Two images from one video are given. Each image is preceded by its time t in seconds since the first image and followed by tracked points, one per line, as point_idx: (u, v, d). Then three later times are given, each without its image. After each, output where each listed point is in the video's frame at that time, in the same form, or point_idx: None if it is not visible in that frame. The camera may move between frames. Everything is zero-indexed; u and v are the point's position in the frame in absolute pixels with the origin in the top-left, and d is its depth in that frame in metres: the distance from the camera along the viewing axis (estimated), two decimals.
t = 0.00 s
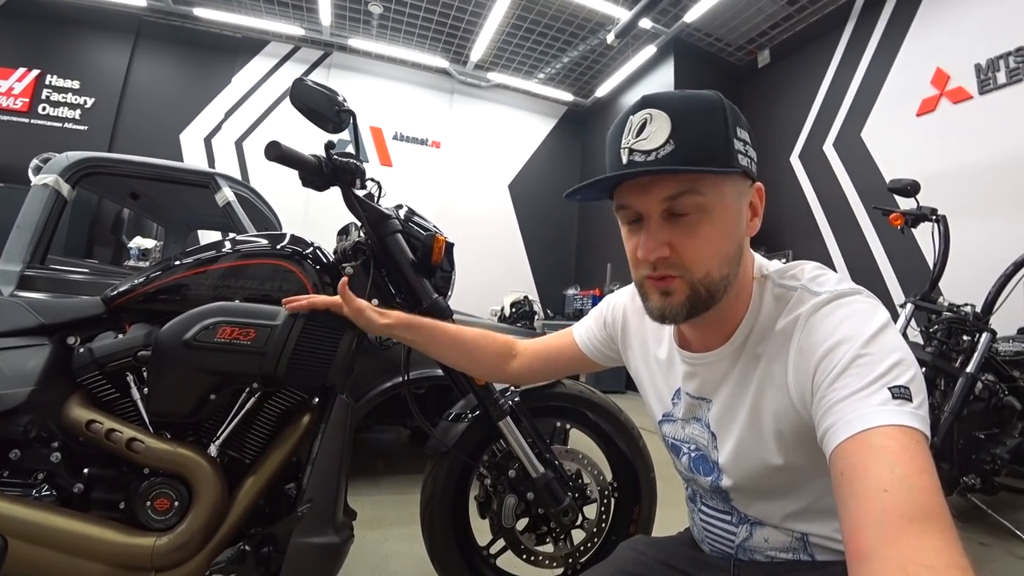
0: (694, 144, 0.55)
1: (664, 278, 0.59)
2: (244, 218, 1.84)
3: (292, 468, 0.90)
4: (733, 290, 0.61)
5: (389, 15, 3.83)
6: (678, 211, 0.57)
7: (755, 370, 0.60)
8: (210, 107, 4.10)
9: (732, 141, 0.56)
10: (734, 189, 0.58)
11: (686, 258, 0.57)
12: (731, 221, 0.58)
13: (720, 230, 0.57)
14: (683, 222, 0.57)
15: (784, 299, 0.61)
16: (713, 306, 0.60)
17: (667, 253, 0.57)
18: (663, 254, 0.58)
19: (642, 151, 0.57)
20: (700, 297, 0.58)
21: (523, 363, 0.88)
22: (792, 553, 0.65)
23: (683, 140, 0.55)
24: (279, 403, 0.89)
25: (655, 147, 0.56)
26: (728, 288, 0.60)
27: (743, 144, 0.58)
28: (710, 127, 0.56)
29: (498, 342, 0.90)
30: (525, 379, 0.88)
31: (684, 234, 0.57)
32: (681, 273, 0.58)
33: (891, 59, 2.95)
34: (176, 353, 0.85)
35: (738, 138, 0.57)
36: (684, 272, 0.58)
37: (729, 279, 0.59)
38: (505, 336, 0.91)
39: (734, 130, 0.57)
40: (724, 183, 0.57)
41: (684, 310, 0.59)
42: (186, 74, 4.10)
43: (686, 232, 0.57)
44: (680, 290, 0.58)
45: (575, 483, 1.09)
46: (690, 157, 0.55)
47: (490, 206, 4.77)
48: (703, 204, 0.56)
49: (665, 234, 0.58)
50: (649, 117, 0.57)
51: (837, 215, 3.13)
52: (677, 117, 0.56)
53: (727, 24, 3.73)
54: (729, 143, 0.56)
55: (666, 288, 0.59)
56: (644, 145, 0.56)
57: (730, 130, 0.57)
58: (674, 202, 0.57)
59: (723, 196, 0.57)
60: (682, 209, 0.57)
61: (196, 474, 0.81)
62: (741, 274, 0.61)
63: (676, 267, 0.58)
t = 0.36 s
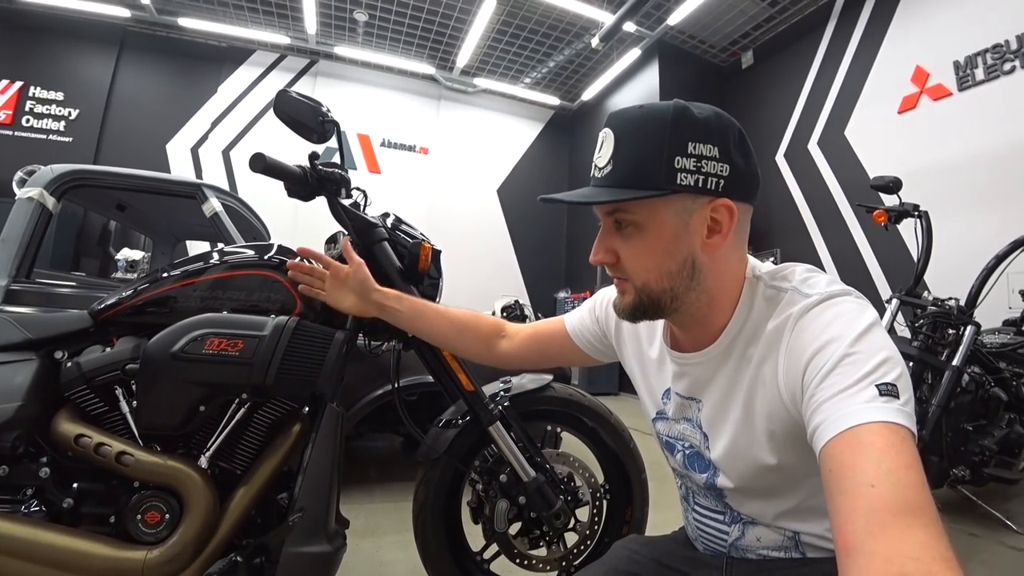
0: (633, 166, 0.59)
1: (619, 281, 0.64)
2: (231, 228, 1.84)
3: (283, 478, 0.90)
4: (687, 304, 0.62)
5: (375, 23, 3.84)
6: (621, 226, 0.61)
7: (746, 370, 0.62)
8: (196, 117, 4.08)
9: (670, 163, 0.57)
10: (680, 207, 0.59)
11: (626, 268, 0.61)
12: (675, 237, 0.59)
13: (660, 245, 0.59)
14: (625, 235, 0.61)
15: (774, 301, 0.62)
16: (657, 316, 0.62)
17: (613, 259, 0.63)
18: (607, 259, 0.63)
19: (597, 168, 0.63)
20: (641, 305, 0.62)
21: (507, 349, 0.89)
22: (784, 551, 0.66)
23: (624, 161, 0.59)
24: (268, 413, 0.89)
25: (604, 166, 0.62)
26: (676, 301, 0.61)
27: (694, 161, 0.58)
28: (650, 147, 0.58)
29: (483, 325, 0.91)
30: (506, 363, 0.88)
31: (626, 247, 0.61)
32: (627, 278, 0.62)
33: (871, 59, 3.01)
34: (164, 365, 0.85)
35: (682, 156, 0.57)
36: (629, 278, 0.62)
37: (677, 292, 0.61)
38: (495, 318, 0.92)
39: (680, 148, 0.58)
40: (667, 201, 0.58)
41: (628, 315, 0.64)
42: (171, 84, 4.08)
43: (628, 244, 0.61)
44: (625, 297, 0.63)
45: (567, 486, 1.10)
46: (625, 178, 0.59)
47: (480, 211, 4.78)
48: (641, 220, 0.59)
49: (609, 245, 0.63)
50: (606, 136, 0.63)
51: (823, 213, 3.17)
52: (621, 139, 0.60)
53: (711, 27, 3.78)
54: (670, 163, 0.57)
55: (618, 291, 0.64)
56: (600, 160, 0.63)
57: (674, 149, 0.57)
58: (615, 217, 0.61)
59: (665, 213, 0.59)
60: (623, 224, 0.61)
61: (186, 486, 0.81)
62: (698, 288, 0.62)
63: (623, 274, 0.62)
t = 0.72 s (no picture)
0: (610, 182, 0.59)
1: (602, 295, 0.65)
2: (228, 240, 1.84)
3: (280, 490, 0.90)
4: (670, 317, 0.62)
5: (369, 33, 3.87)
6: (601, 240, 0.62)
7: (737, 379, 0.62)
8: (192, 129, 4.10)
9: (648, 178, 0.57)
10: (659, 221, 0.59)
11: (609, 282, 0.62)
12: (655, 252, 0.59)
13: (640, 260, 0.60)
14: (605, 250, 0.62)
15: (762, 308, 0.62)
16: (640, 330, 0.63)
17: (596, 274, 0.63)
18: (589, 274, 0.63)
19: (579, 184, 0.64)
20: (623, 320, 0.62)
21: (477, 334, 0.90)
22: (785, 559, 0.66)
23: (601, 178, 0.60)
24: (264, 426, 0.88)
25: (585, 182, 0.62)
26: (659, 316, 0.62)
27: (672, 176, 0.58)
28: (626, 163, 0.58)
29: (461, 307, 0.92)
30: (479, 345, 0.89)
31: (606, 261, 0.62)
32: (609, 293, 0.63)
33: (863, 62, 3.04)
34: (159, 379, 0.85)
35: (660, 170, 0.58)
36: (612, 293, 0.62)
37: (659, 306, 0.61)
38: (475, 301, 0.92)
39: (658, 163, 0.58)
40: (646, 217, 0.59)
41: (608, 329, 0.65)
42: (167, 98, 4.10)
43: (607, 259, 0.61)
44: (607, 310, 0.64)
45: (566, 494, 1.10)
46: (604, 196, 0.59)
47: (477, 219, 4.79)
48: (621, 235, 0.60)
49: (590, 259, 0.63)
50: (586, 152, 0.64)
51: (818, 216, 3.19)
52: (600, 156, 0.61)
53: (703, 32, 3.81)
54: (647, 178, 0.57)
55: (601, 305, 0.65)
56: (581, 177, 0.63)
57: (651, 164, 0.58)
58: (596, 232, 0.62)
59: (644, 227, 0.59)
60: (604, 239, 0.61)
61: (183, 500, 0.81)
62: (680, 302, 0.62)
63: (606, 288, 0.63)
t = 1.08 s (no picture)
0: (588, 193, 0.60)
1: (582, 302, 0.66)
2: (232, 241, 1.85)
3: (283, 488, 0.91)
4: (650, 325, 0.63)
5: (373, 36, 3.89)
6: (581, 250, 0.63)
7: (721, 386, 0.63)
8: (197, 131, 4.13)
9: (626, 190, 0.58)
10: (638, 232, 0.60)
11: (587, 290, 0.63)
12: (632, 264, 0.60)
13: (619, 271, 0.61)
14: (585, 259, 0.63)
15: (745, 314, 0.63)
16: (621, 337, 0.64)
17: (576, 283, 0.65)
18: (569, 282, 0.65)
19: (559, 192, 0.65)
20: (604, 328, 0.64)
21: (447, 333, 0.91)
22: (775, 559, 0.66)
23: (580, 188, 0.61)
24: (268, 425, 0.90)
25: (565, 190, 0.64)
26: (639, 323, 0.63)
27: (650, 187, 0.59)
28: (604, 175, 0.59)
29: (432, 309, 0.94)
30: (450, 342, 0.90)
31: (586, 270, 0.63)
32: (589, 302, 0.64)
33: (867, 65, 3.04)
34: (165, 377, 0.86)
35: (638, 182, 0.58)
36: (591, 301, 0.64)
37: (638, 315, 0.62)
38: (438, 302, 0.94)
39: (636, 175, 0.58)
40: (624, 228, 0.60)
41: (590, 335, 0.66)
42: (172, 99, 4.13)
43: (587, 268, 0.63)
44: (588, 317, 0.65)
45: (565, 494, 1.10)
46: (582, 205, 0.61)
47: (481, 220, 4.80)
48: (600, 246, 0.61)
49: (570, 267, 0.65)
50: (568, 160, 0.65)
51: (822, 218, 3.19)
52: (579, 166, 0.62)
53: (706, 35, 3.81)
54: (626, 189, 0.58)
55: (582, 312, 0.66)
56: (562, 186, 0.64)
57: (629, 176, 0.58)
58: (576, 242, 0.63)
59: (622, 238, 0.60)
60: (583, 249, 0.62)
61: (187, 498, 0.82)
62: (660, 311, 0.63)
63: (586, 296, 0.64)
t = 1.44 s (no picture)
0: (633, 188, 0.58)
1: (612, 312, 0.61)
2: (242, 243, 1.88)
3: (291, 486, 0.92)
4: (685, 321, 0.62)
5: (382, 38, 3.92)
6: (615, 251, 0.59)
7: (724, 386, 0.63)
8: (209, 134, 4.18)
9: (670, 181, 0.58)
10: (679, 227, 0.59)
11: (627, 295, 0.59)
12: (674, 259, 0.59)
13: (663, 269, 0.58)
14: (621, 261, 0.59)
15: (749, 315, 0.63)
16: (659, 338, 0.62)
17: (610, 290, 0.60)
18: (605, 290, 0.60)
19: (583, 192, 0.62)
20: (644, 331, 0.61)
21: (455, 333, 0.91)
22: (775, 559, 0.67)
23: (621, 184, 0.59)
24: (276, 424, 0.91)
25: (592, 189, 0.61)
26: (678, 321, 0.61)
27: (689, 178, 0.59)
28: (646, 169, 0.58)
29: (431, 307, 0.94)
30: (456, 341, 0.90)
31: (623, 272, 0.59)
32: (626, 308, 0.60)
33: (878, 61, 3.01)
34: (176, 377, 0.88)
35: (679, 173, 0.59)
36: (630, 306, 0.59)
37: (679, 313, 0.60)
38: (442, 300, 0.94)
39: (677, 166, 0.59)
40: (665, 223, 0.58)
41: (626, 344, 0.62)
42: (184, 103, 4.18)
43: (625, 270, 0.59)
44: (621, 327, 0.61)
45: (569, 494, 1.11)
46: (621, 199, 0.59)
47: (489, 220, 4.81)
48: (643, 244, 0.58)
49: (604, 272, 0.60)
50: (587, 159, 0.63)
51: (833, 217, 3.16)
52: (610, 161, 0.60)
53: (715, 33, 3.79)
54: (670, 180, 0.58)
55: (614, 322, 0.61)
56: (584, 186, 0.62)
57: (669, 169, 0.59)
58: (612, 244, 0.59)
59: (664, 234, 0.58)
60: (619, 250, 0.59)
61: (197, 495, 0.84)
62: (693, 305, 0.62)
63: (622, 303, 0.60)
